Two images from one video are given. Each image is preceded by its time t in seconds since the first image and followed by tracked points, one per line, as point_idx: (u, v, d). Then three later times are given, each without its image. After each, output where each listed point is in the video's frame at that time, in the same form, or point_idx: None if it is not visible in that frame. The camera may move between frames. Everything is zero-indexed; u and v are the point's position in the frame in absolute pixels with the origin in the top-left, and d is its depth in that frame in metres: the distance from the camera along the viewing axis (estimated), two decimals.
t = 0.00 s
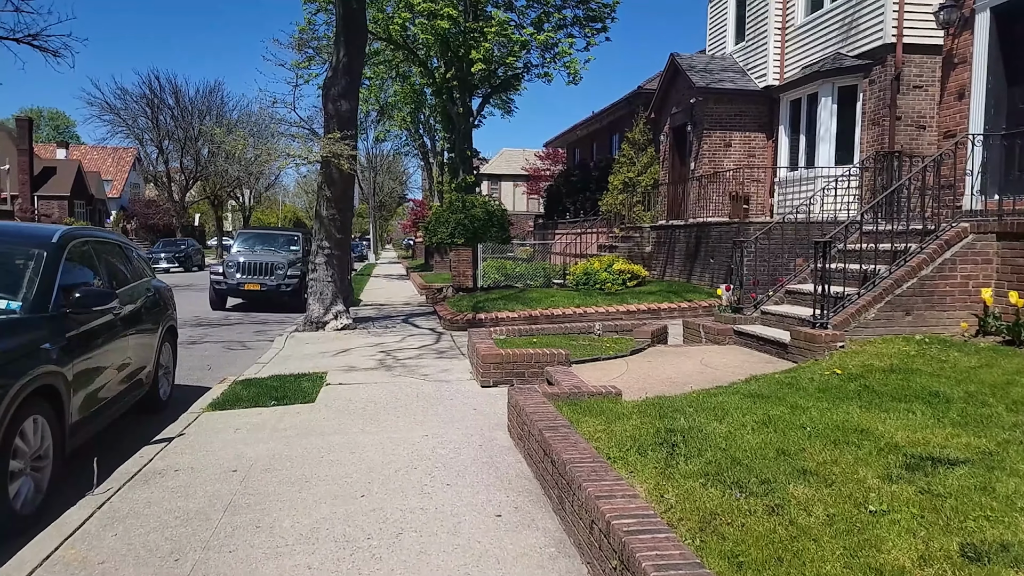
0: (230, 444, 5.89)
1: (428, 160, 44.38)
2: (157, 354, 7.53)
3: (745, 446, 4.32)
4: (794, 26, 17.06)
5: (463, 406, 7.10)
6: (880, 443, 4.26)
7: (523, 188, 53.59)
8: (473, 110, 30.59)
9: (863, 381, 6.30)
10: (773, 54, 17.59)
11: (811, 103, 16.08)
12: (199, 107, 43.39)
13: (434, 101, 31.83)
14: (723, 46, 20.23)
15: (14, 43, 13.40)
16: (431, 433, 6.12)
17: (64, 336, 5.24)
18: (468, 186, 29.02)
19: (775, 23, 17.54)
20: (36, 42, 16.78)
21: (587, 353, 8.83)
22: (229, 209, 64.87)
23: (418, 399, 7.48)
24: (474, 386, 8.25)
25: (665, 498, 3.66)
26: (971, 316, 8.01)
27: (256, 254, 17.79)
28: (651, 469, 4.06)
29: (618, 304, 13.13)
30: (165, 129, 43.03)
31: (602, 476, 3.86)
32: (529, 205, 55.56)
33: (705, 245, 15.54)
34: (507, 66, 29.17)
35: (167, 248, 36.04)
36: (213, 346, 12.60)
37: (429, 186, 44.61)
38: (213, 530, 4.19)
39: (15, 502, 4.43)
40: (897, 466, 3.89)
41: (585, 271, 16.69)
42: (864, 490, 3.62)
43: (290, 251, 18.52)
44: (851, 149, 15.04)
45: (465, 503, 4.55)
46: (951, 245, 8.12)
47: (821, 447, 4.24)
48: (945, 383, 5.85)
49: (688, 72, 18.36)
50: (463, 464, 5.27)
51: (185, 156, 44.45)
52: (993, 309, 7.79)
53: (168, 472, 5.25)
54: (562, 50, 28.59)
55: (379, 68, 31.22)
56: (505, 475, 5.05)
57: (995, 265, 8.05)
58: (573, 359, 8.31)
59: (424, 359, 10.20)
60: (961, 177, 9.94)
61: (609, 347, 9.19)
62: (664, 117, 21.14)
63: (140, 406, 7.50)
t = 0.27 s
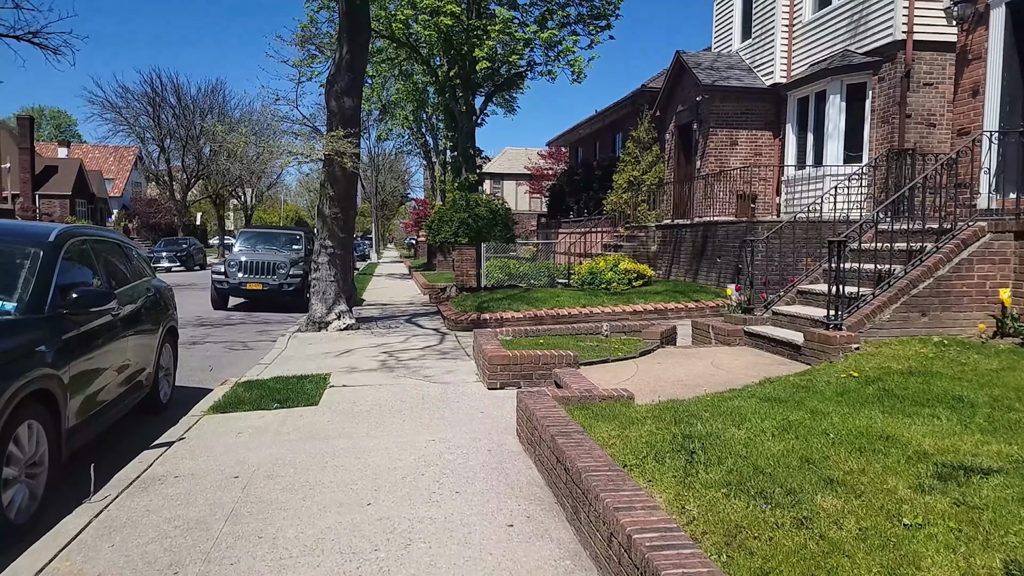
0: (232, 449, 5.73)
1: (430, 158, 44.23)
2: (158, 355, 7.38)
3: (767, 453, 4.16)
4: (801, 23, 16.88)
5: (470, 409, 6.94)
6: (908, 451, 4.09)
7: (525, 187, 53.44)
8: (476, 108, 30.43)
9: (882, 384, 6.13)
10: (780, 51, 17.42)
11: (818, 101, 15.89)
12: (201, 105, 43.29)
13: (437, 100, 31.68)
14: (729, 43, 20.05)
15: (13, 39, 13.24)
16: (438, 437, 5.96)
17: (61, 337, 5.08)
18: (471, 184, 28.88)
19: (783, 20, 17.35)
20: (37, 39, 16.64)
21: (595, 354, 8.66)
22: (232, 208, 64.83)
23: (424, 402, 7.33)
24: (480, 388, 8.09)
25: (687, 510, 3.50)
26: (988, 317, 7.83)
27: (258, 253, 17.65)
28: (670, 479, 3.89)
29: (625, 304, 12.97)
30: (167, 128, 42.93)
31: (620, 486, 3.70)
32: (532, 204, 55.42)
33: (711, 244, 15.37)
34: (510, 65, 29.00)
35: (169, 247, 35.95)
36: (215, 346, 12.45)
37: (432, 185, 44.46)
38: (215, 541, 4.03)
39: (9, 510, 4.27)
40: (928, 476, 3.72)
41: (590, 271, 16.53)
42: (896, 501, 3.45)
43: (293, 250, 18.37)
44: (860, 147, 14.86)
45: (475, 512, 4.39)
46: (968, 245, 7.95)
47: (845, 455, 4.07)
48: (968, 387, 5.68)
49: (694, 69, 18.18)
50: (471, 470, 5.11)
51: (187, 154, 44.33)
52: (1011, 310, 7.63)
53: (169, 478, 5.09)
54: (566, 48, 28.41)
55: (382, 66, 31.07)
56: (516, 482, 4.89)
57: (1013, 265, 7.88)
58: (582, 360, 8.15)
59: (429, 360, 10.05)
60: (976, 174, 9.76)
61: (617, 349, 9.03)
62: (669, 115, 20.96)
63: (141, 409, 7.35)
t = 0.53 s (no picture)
0: (232, 457, 5.56)
1: (432, 158, 44.06)
2: (156, 359, 7.22)
3: (789, 465, 3.99)
4: (808, 22, 16.71)
5: (476, 415, 6.76)
6: (938, 463, 3.92)
7: (527, 187, 53.25)
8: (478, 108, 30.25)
9: (900, 389, 5.96)
10: (786, 50, 17.26)
11: (826, 99, 15.71)
12: (202, 105, 43.16)
13: (439, 99, 31.50)
14: (734, 42, 19.87)
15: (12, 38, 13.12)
16: (444, 445, 5.79)
17: (56, 342, 4.92)
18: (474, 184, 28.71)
19: (788, 19, 17.19)
20: (36, 38, 16.48)
21: (603, 358, 8.48)
22: (233, 208, 64.70)
23: (428, 407, 7.16)
24: (486, 392, 7.92)
25: (709, 527, 3.33)
26: (1006, 319, 7.66)
27: (259, 254, 17.48)
28: (689, 492, 3.72)
29: (630, 306, 12.79)
30: (168, 127, 42.79)
31: (637, 500, 3.52)
32: (534, 204, 55.25)
33: (717, 245, 15.19)
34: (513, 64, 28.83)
35: (170, 247, 35.80)
36: (215, 348, 12.28)
37: (434, 185, 44.30)
38: (214, 556, 3.86)
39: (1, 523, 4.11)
40: (961, 491, 3.56)
41: (594, 271, 16.35)
42: (930, 518, 3.28)
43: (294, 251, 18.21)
44: (868, 146, 14.69)
45: (484, 525, 4.22)
46: (985, 245, 7.78)
47: (872, 467, 3.90)
48: (991, 394, 5.51)
49: (699, 68, 17.99)
50: (479, 480, 4.94)
51: (188, 154, 44.19)
52: None
53: (167, 488, 4.94)
54: (569, 47, 28.24)
55: (384, 66, 30.90)
56: (525, 493, 4.72)
57: None
58: (589, 364, 7.98)
59: (432, 363, 9.87)
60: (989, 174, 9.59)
61: (625, 352, 8.85)
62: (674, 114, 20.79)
63: (139, 414, 7.19)
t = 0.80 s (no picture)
0: (232, 463, 5.40)
1: (434, 158, 43.91)
2: (155, 362, 7.06)
3: (812, 475, 3.82)
4: (814, 19, 16.54)
5: (481, 419, 6.59)
6: (968, 473, 3.75)
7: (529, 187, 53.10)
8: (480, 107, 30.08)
9: (919, 393, 5.79)
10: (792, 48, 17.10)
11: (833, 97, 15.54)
12: (204, 105, 43.03)
13: (441, 99, 31.33)
14: (739, 40, 19.69)
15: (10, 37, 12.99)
16: (449, 451, 5.62)
17: (50, 346, 4.75)
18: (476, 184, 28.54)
19: (794, 17, 17.03)
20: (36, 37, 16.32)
21: (611, 360, 8.31)
22: (235, 208, 64.59)
23: (433, 411, 6.99)
24: (491, 395, 7.75)
25: (733, 542, 3.15)
26: None
27: (261, 254, 17.32)
28: (709, 504, 3.55)
29: (636, 306, 12.62)
30: (170, 127, 42.67)
31: (655, 513, 3.36)
32: (535, 204, 55.10)
33: (723, 244, 15.01)
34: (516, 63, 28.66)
35: (171, 248, 35.68)
36: (215, 350, 12.12)
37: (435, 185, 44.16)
38: (211, 570, 3.70)
39: None
40: (996, 503, 3.39)
41: (599, 271, 16.18)
42: (966, 533, 3.11)
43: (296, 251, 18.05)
44: (876, 144, 14.50)
45: (493, 537, 4.05)
46: (1002, 246, 7.60)
47: (899, 477, 3.74)
48: (1014, 399, 5.34)
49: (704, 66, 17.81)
50: (486, 489, 4.77)
51: (190, 154, 44.05)
52: None
53: (164, 497, 4.78)
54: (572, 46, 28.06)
55: (386, 65, 30.74)
56: (535, 502, 4.55)
57: None
58: (597, 366, 7.81)
59: (436, 365, 9.71)
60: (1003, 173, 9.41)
61: (633, 354, 8.68)
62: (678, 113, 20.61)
63: (137, 417, 7.03)
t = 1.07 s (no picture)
0: (231, 470, 5.24)
1: (435, 158, 43.77)
2: (153, 365, 6.90)
3: (837, 485, 3.65)
4: (820, 16, 16.38)
5: (486, 424, 6.43)
6: (1000, 483, 3.59)
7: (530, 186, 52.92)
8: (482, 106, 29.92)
9: (937, 397, 5.62)
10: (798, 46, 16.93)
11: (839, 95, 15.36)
12: (204, 104, 42.91)
13: (442, 98, 31.16)
14: (744, 38, 19.52)
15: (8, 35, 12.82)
16: (454, 457, 5.46)
17: (41, 349, 4.59)
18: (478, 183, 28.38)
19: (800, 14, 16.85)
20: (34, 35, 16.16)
21: (618, 362, 8.14)
22: (236, 208, 64.45)
23: (436, 415, 6.83)
24: (495, 398, 7.58)
25: (758, 559, 2.99)
26: None
27: (262, 254, 17.17)
28: (730, 517, 3.39)
29: (642, 307, 12.45)
30: (170, 127, 42.56)
31: (674, 527, 3.19)
32: (537, 204, 54.95)
33: (729, 244, 14.85)
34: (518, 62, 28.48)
35: (171, 248, 35.55)
36: (215, 351, 11.97)
37: (437, 184, 44.03)
38: None
39: None
40: None
41: (603, 271, 16.02)
42: (1004, 548, 2.95)
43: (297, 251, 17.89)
44: (884, 142, 14.32)
45: (501, 549, 3.89)
46: (1018, 245, 7.43)
47: (928, 487, 3.57)
48: None
49: (708, 64, 17.64)
50: (493, 498, 4.61)
51: (191, 155, 43.92)
52: None
53: (160, 506, 4.62)
54: (574, 45, 27.90)
55: (387, 64, 30.59)
56: (544, 512, 4.38)
57: None
58: (604, 369, 7.64)
59: (439, 367, 9.54)
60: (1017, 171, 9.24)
61: (640, 356, 8.51)
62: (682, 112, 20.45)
63: (135, 421, 6.87)
